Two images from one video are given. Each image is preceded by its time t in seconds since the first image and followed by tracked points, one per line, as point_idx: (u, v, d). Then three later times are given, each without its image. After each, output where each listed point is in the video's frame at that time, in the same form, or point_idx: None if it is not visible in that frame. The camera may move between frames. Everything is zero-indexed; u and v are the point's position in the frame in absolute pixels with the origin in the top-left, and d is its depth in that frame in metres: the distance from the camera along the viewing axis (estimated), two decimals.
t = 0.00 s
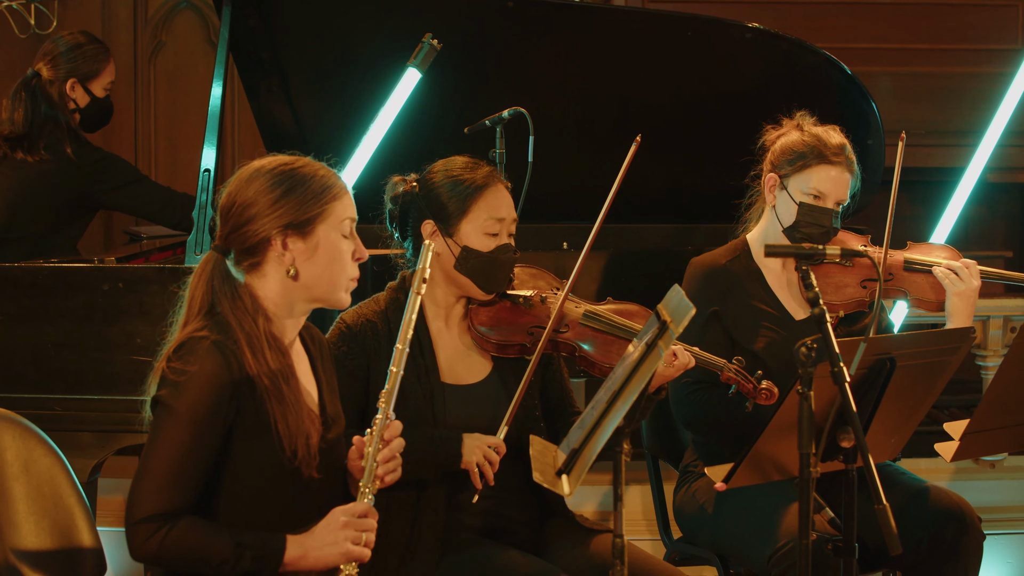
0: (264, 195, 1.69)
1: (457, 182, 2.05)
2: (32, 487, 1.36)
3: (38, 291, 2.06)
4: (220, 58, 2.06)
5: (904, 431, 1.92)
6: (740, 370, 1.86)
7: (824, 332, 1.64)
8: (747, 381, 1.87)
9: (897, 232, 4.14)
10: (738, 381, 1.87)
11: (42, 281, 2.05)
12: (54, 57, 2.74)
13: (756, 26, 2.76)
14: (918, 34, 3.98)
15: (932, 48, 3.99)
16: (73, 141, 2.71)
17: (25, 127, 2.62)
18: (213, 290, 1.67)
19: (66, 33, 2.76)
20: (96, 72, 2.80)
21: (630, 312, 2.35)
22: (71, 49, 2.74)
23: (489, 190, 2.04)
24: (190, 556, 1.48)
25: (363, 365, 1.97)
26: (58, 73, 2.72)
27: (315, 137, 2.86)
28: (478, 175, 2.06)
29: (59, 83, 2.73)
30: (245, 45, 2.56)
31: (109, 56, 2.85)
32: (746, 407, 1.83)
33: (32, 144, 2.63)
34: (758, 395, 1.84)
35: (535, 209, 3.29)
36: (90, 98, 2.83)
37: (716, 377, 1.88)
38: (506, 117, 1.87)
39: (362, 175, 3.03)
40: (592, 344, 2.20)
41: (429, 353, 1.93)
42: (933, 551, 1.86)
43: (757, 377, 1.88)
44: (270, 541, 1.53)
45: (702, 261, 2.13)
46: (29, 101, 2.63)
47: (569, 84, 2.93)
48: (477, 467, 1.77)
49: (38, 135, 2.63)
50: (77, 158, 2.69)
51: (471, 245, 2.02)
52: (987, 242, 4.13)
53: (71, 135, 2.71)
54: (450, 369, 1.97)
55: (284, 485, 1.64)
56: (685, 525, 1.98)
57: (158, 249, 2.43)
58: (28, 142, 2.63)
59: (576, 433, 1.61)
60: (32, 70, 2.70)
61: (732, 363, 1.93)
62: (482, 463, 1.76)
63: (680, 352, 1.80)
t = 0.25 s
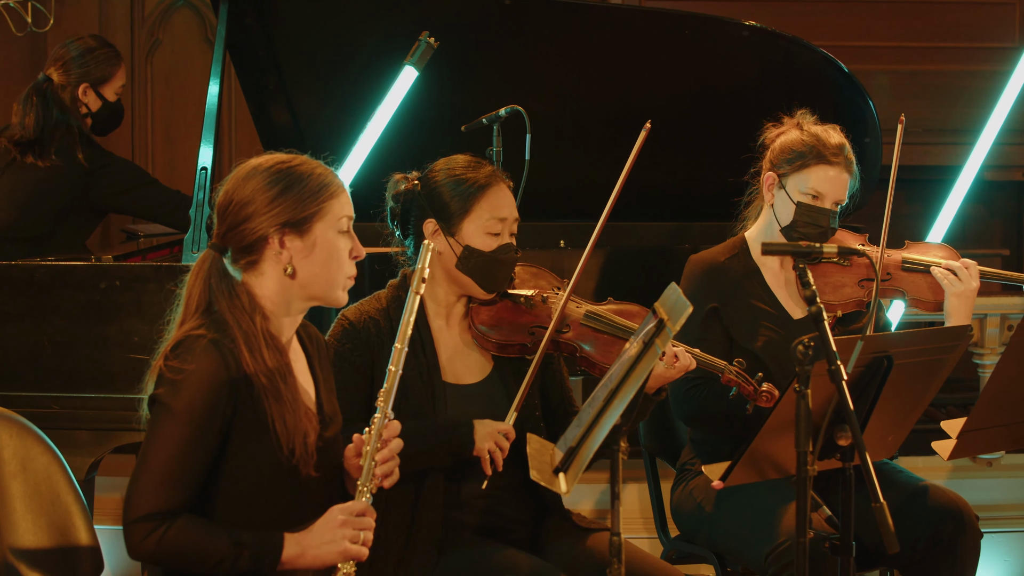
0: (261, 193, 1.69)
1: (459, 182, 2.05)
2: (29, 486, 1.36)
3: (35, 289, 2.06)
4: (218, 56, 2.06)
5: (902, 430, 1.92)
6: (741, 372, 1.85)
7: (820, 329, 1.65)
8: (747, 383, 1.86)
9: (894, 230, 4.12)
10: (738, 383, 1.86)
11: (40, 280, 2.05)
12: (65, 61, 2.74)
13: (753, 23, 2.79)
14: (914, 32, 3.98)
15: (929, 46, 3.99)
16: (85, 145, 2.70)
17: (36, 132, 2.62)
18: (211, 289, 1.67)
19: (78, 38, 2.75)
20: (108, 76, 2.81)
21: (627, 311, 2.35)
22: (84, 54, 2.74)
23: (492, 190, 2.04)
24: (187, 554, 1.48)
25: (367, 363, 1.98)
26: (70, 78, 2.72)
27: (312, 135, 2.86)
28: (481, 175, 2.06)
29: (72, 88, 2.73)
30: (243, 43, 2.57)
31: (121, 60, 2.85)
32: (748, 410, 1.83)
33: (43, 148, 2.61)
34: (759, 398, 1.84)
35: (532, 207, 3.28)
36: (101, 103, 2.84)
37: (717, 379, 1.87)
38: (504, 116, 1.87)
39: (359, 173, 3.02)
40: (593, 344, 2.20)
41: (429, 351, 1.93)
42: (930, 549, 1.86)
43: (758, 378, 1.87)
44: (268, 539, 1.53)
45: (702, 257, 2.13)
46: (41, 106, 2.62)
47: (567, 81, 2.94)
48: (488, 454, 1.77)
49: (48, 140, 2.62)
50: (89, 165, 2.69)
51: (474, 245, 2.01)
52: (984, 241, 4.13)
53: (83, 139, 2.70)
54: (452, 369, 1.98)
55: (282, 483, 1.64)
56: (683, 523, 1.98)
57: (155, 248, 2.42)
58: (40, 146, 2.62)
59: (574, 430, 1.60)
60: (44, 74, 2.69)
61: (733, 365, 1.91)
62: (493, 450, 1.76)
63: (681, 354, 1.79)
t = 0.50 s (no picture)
0: (255, 193, 1.69)
1: (457, 179, 2.03)
2: (22, 486, 1.36)
3: (29, 288, 2.06)
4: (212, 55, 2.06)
5: (896, 429, 1.92)
6: (740, 368, 1.89)
7: (814, 329, 1.65)
8: (747, 378, 1.89)
9: (887, 229, 4.12)
10: (738, 378, 1.89)
11: (35, 279, 2.06)
12: (73, 66, 2.71)
13: (747, 23, 2.76)
14: (908, 31, 3.98)
15: (923, 46, 3.99)
16: (85, 151, 2.71)
17: (41, 133, 2.61)
18: (205, 289, 1.67)
19: (87, 45, 2.72)
20: (118, 84, 2.79)
21: (625, 307, 2.35)
22: (90, 62, 2.72)
23: (489, 187, 2.04)
24: (181, 555, 1.48)
25: (368, 360, 1.98)
26: (80, 81, 2.69)
27: (307, 135, 2.86)
28: (478, 172, 2.05)
29: (81, 92, 2.71)
30: (237, 43, 2.57)
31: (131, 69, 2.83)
32: (748, 405, 1.86)
33: (45, 150, 2.61)
34: (759, 393, 1.87)
35: (528, 206, 3.28)
36: (108, 109, 2.81)
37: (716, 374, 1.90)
38: (498, 115, 1.88)
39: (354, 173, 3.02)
40: (593, 340, 2.20)
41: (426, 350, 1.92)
42: (924, 549, 1.86)
43: (756, 373, 1.91)
44: (262, 538, 1.53)
45: (698, 256, 2.13)
46: (47, 106, 2.61)
47: (561, 81, 2.94)
48: (499, 436, 1.81)
49: (51, 143, 2.62)
50: (87, 169, 2.71)
51: (472, 242, 2.01)
52: (978, 240, 4.13)
53: (84, 144, 2.71)
54: (454, 368, 1.97)
55: (275, 483, 1.64)
56: (677, 522, 1.98)
57: (149, 248, 2.42)
58: (42, 147, 2.62)
59: (568, 429, 1.60)
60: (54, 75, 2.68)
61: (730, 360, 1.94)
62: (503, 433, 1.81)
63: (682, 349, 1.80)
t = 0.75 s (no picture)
0: (243, 194, 1.69)
1: (446, 176, 2.02)
2: (10, 486, 1.36)
3: (17, 289, 2.06)
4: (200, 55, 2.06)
5: (884, 429, 1.92)
6: (735, 356, 1.91)
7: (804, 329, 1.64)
8: (741, 367, 1.91)
9: (875, 230, 4.13)
10: (733, 367, 1.91)
11: (23, 280, 2.06)
12: (64, 63, 2.69)
13: (736, 23, 2.77)
14: (897, 31, 3.98)
15: (912, 46, 3.98)
16: (70, 148, 2.71)
17: (30, 129, 2.60)
18: (193, 290, 1.67)
19: (79, 44, 2.71)
20: (108, 85, 2.76)
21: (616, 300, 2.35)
22: (82, 60, 2.69)
23: (479, 182, 2.02)
24: (169, 556, 1.48)
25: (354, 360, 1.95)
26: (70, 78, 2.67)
27: (295, 135, 2.86)
28: (467, 168, 2.03)
29: (71, 89, 2.69)
30: (225, 44, 2.56)
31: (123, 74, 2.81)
32: (743, 393, 1.86)
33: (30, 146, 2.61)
34: (754, 381, 1.88)
35: (518, 207, 3.28)
36: (96, 109, 2.78)
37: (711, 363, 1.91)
38: (486, 116, 1.88)
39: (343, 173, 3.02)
40: (587, 334, 2.20)
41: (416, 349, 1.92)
42: (914, 548, 1.86)
43: (751, 362, 1.92)
44: (250, 539, 1.52)
45: (686, 257, 2.13)
46: (37, 99, 2.60)
47: (552, 82, 2.94)
48: (505, 411, 1.82)
49: (39, 138, 2.63)
50: (71, 165, 2.71)
51: (464, 238, 2.00)
52: (966, 240, 4.14)
53: (69, 142, 2.71)
54: (449, 363, 1.98)
55: (263, 483, 1.64)
56: (665, 523, 1.98)
57: (137, 248, 2.42)
58: (28, 143, 2.62)
59: (556, 430, 1.58)
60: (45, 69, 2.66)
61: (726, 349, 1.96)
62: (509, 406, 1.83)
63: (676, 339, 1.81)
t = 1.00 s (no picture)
0: (230, 194, 1.68)
1: (441, 176, 2.01)
2: None
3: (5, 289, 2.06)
4: (188, 55, 2.06)
5: (871, 429, 1.92)
6: (729, 357, 1.88)
7: (790, 329, 1.64)
8: (735, 369, 1.88)
9: (863, 229, 4.14)
10: (727, 368, 1.88)
11: (11, 280, 2.05)
12: (39, 53, 2.71)
13: (723, 23, 2.77)
14: (885, 31, 3.98)
15: (900, 45, 3.97)
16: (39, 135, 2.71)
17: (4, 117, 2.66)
18: (179, 289, 1.67)
19: (54, 36, 2.74)
20: (84, 77, 2.78)
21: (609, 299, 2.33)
22: (57, 51, 2.72)
23: (473, 182, 2.00)
24: (155, 556, 1.47)
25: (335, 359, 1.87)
26: (45, 68, 2.69)
27: (284, 135, 2.86)
28: (462, 167, 2.01)
29: (46, 79, 2.70)
30: (214, 44, 2.57)
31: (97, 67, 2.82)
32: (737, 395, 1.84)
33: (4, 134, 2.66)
34: (747, 383, 1.85)
35: (507, 206, 3.27)
36: (70, 101, 2.79)
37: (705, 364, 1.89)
38: (474, 116, 1.88)
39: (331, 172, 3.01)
40: (581, 335, 2.20)
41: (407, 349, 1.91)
42: (901, 548, 1.86)
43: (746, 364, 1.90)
44: (237, 539, 1.52)
45: (674, 258, 2.12)
46: (11, 89, 2.64)
47: (543, 82, 2.95)
48: (511, 393, 1.83)
49: (15, 127, 2.67)
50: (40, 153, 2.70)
51: (458, 238, 1.98)
52: (954, 239, 4.15)
53: (40, 130, 2.71)
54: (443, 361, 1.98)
55: (251, 483, 1.64)
56: (653, 523, 1.98)
57: (125, 248, 2.42)
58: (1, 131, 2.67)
59: (542, 432, 1.56)
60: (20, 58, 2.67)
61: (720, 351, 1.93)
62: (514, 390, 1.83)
63: (670, 341, 1.81)
